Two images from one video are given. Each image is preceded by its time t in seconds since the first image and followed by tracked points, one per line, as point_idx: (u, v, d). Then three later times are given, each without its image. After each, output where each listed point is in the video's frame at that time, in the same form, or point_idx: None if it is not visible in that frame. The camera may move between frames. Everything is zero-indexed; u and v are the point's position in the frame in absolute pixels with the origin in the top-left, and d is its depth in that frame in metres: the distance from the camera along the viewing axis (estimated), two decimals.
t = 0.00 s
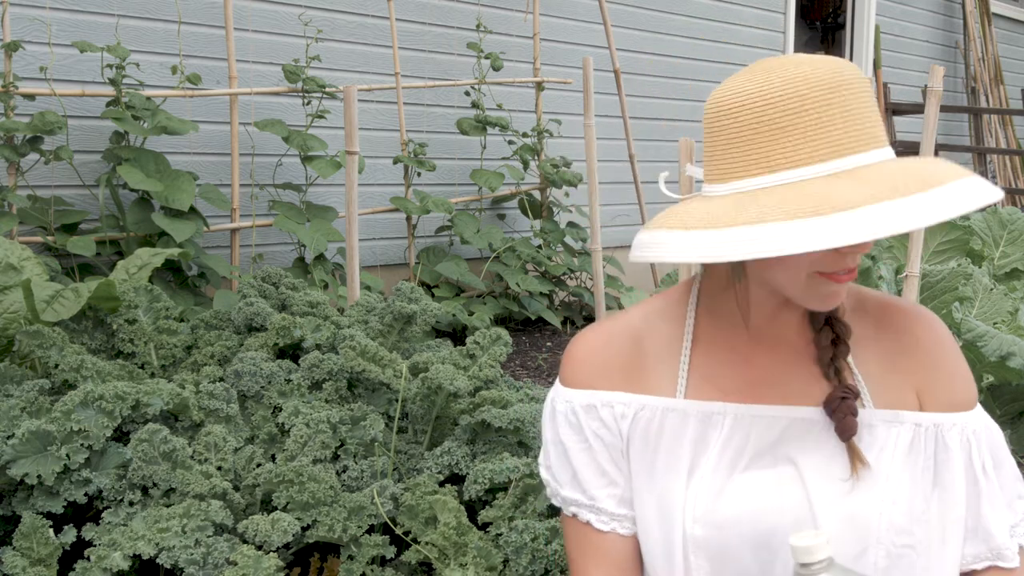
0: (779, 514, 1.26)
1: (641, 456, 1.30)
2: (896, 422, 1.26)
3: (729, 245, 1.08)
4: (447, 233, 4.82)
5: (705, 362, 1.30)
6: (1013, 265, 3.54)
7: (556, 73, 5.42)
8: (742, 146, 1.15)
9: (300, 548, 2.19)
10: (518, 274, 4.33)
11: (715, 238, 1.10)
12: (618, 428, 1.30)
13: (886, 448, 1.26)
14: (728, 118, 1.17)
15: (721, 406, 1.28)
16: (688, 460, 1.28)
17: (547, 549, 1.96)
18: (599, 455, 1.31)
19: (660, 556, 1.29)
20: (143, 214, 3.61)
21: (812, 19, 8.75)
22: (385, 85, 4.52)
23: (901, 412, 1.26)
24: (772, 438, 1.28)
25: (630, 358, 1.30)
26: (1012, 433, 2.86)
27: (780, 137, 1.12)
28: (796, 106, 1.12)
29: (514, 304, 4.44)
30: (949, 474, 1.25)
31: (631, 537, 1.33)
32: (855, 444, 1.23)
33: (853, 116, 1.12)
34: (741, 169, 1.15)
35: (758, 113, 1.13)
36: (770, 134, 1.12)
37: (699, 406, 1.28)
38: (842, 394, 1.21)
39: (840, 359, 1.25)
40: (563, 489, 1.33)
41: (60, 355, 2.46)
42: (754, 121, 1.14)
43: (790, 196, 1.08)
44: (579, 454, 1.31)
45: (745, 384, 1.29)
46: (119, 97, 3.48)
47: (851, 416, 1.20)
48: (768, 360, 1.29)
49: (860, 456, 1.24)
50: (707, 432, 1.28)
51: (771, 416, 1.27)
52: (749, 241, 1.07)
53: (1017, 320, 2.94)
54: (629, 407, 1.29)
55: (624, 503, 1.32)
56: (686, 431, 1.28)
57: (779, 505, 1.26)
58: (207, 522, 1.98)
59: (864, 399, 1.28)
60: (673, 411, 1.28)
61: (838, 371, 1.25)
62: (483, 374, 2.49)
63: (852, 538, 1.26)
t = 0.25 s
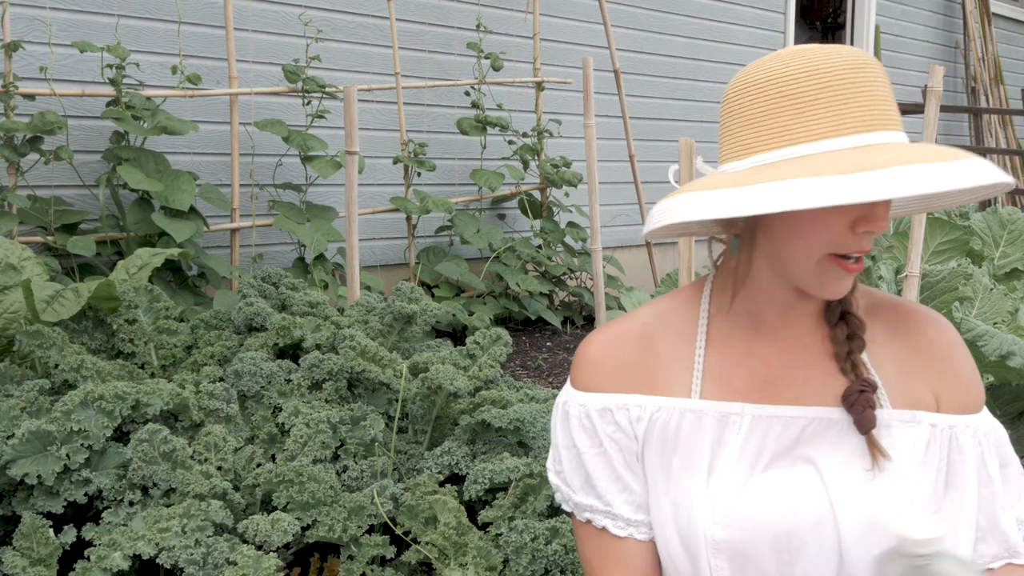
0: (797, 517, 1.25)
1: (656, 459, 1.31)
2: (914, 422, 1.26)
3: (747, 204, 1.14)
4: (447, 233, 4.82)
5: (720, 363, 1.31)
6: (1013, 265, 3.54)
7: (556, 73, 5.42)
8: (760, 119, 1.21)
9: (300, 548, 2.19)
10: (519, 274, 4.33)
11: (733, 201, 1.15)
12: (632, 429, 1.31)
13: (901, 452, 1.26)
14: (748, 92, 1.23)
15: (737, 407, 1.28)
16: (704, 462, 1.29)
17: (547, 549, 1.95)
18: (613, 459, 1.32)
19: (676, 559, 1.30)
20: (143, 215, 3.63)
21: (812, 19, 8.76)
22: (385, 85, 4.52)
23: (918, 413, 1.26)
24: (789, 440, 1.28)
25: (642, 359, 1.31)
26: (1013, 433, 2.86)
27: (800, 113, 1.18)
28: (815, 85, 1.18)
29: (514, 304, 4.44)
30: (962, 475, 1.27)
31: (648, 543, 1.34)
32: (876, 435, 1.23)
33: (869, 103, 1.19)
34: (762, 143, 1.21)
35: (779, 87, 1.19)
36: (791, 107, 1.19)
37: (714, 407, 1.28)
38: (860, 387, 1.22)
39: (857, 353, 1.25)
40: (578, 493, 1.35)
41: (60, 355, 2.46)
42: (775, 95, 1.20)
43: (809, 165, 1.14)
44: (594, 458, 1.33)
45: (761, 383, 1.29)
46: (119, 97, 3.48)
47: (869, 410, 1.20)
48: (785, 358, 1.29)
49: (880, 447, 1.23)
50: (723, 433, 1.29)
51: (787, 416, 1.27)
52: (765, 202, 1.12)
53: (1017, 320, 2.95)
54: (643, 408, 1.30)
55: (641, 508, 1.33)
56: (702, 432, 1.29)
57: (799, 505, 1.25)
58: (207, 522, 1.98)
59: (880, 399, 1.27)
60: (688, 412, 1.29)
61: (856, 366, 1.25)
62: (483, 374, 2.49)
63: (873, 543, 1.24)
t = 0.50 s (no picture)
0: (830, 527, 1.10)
1: (678, 461, 1.15)
2: (945, 423, 1.13)
3: (803, 205, 1.00)
4: (447, 233, 4.82)
5: (750, 362, 1.14)
6: (1013, 265, 3.54)
7: (556, 73, 5.42)
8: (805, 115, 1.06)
9: (300, 548, 2.19)
10: (518, 274, 4.33)
11: (787, 200, 1.01)
12: (652, 427, 1.15)
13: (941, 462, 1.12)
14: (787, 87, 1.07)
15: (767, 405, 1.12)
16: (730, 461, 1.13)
17: (547, 549, 1.95)
18: (628, 457, 1.16)
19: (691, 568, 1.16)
20: (143, 215, 3.63)
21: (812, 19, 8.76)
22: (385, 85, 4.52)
23: (950, 414, 1.13)
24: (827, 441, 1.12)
25: (664, 354, 1.14)
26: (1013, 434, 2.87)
27: (851, 105, 1.04)
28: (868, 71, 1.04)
29: (514, 304, 4.44)
30: (990, 475, 1.14)
31: (659, 544, 1.20)
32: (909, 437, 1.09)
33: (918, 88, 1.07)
34: (806, 142, 1.06)
35: (826, 78, 1.04)
36: (841, 101, 1.04)
37: (743, 404, 1.12)
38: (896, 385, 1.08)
39: (890, 350, 1.11)
40: (584, 489, 1.20)
41: (60, 355, 2.46)
42: (822, 86, 1.05)
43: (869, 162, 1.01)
44: (607, 455, 1.16)
45: (790, 383, 1.13)
46: (119, 97, 3.48)
47: (903, 410, 1.07)
48: (818, 358, 1.13)
49: (914, 447, 1.09)
50: (753, 432, 1.13)
51: (820, 417, 1.11)
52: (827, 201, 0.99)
53: (1016, 320, 2.95)
54: (665, 407, 1.14)
55: (654, 507, 1.18)
56: (729, 431, 1.13)
57: (828, 506, 1.11)
58: (207, 522, 1.98)
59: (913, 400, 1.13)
60: (715, 410, 1.13)
61: (890, 363, 1.11)
62: (483, 374, 2.49)
63: (902, 550, 1.11)
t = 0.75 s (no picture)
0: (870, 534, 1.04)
1: (710, 463, 1.07)
2: (991, 430, 1.05)
3: (851, 207, 0.94)
4: (447, 233, 4.82)
5: (787, 364, 1.06)
6: (1013, 265, 3.54)
7: (556, 73, 5.42)
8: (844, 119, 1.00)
9: (300, 548, 2.19)
10: (519, 274, 4.33)
11: (834, 204, 0.95)
12: (682, 427, 1.07)
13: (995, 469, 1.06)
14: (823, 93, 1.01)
15: (805, 406, 1.05)
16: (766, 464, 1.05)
17: (547, 549, 1.94)
18: (653, 456, 1.08)
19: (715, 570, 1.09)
20: (143, 215, 3.63)
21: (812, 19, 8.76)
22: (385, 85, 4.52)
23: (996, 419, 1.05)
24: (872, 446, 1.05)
25: (697, 352, 1.06)
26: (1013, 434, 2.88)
27: (893, 103, 0.97)
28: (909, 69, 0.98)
29: (514, 304, 4.44)
30: None
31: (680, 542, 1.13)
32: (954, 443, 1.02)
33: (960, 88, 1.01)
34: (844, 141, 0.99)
35: (864, 76, 0.98)
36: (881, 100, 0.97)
37: (780, 406, 1.05)
38: (941, 391, 1.01)
39: (934, 353, 1.04)
40: (605, 483, 1.12)
41: (60, 355, 2.46)
42: (861, 86, 0.98)
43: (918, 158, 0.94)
44: (632, 453, 1.08)
45: (828, 386, 1.06)
46: (119, 97, 3.48)
47: (947, 416, 1.00)
48: (860, 361, 1.06)
49: (959, 454, 1.02)
50: (790, 434, 1.05)
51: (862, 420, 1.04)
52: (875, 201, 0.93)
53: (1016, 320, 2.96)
54: (697, 405, 1.06)
55: (676, 506, 1.11)
56: (764, 432, 1.05)
57: (863, 509, 1.04)
58: (207, 522, 1.98)
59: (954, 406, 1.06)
60: (751, 410, 1.05)
61: (933, 367, 1.04)
62: (483, 374, 2.49)
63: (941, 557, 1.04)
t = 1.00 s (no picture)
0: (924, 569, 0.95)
1: (758, 471, 0.98)
2: None
3: (920, 224, 0.86)
4: (447, 233, 4.82)
5: (856, 375, 0.97)
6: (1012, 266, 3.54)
7: (556, 73, 5.42)
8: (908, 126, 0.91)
9: (300, 548, 2.19)
10: (519, 274, 4.33)
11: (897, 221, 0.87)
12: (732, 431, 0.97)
13: None
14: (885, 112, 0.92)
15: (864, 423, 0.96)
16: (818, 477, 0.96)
17: (547, 549, 1.94)
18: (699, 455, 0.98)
19: None
20: (143, 214, 3.63)
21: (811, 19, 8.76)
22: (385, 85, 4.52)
23: None
24: (930, 472, 0.96)
25: (759, 351, 0.96)
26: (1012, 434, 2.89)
27: (972, 111, 0.87)
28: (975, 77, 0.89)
29: (514, 304, 4.44)
30: None
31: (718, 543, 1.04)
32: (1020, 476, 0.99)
33: None
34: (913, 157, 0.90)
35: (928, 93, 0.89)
36: (959, 103, 0.88)
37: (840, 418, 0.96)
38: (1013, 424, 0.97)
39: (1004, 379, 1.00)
40: (646, 475, 1.02)
41: (60, 355, 2.46)
42: (934, 95, 0.88)
43: (999, 169, 0.86)
44: (677, 449, 0.99)
45: (893, 402, 0.97)
46: (119, 97, 3.48)
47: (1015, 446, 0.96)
48: (928, 380, 0.98)
49: None
50: (847, 449, 0.96)
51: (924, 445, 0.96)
52: (951, 217, 0.84)
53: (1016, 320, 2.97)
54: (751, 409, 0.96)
55: (715, 507, 1.01)
56: (821, 444, 0.96)
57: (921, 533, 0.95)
58: (207, 522, 1.98)
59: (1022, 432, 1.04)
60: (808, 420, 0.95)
61: (1003, 395, 1.00)
62: (483, 374, 2.50)
63: None
